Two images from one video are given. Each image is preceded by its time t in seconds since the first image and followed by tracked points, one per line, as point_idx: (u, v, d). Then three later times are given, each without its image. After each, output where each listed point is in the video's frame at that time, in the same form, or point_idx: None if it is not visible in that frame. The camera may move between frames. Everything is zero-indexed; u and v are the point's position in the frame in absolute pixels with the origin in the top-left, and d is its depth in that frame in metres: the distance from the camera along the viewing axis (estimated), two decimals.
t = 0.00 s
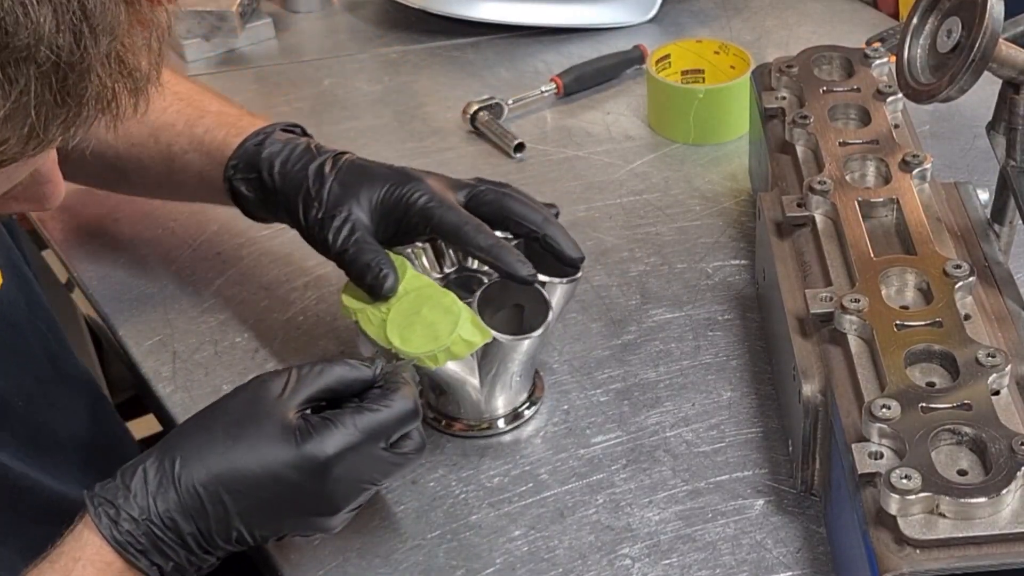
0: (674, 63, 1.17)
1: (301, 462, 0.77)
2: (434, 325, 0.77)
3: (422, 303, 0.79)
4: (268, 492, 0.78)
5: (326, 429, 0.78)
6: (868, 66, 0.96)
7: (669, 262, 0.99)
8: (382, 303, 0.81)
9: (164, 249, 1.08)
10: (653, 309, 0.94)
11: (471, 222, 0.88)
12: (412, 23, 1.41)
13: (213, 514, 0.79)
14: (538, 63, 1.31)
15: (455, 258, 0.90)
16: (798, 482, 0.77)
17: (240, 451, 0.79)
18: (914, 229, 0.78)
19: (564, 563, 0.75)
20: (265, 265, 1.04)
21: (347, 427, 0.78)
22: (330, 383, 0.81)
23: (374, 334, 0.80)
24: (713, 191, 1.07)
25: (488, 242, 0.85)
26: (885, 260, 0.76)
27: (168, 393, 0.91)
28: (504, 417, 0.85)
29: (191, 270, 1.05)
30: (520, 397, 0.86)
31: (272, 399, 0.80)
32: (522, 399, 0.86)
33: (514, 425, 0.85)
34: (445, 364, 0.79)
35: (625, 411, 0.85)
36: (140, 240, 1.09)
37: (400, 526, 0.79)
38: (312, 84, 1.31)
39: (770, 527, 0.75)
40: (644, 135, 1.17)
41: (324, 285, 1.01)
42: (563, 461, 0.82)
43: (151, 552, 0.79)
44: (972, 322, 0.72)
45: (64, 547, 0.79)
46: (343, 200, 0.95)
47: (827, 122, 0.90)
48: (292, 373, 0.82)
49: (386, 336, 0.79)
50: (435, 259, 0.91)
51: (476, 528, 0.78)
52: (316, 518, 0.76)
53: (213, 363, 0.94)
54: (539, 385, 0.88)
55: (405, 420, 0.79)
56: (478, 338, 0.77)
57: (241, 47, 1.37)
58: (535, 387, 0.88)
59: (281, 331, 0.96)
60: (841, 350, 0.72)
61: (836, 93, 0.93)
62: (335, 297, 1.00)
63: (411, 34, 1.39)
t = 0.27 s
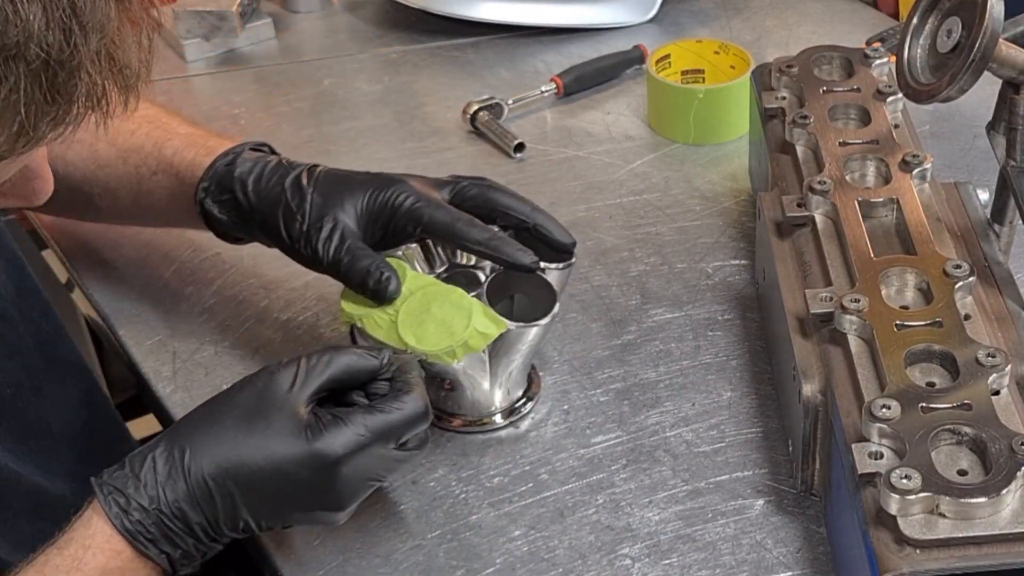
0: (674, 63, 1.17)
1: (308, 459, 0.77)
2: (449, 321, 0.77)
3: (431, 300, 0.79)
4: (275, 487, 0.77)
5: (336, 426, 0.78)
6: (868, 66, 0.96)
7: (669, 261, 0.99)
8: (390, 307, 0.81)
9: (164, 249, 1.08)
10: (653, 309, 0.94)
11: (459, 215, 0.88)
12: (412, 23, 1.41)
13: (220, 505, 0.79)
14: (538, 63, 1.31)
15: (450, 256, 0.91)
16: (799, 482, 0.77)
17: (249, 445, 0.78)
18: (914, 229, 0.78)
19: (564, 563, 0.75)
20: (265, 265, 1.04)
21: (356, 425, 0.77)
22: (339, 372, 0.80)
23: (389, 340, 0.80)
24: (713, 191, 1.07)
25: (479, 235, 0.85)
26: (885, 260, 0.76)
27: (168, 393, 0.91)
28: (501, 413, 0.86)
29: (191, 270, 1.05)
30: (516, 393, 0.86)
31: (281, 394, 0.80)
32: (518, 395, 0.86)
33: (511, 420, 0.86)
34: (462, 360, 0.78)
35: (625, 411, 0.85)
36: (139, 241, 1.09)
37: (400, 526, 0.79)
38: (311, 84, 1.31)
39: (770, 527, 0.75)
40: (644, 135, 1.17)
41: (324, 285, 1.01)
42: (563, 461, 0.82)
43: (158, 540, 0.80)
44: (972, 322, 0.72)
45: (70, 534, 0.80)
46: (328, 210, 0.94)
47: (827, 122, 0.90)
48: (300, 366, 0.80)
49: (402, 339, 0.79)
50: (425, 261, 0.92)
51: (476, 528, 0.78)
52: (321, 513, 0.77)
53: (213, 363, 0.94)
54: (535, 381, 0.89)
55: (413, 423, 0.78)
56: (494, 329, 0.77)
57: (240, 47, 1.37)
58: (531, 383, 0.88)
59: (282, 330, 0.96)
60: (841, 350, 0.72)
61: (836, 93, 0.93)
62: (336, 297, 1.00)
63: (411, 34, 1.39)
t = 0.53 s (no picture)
0: (674, 63, 1.17)
1: (365, 420, 0.75)
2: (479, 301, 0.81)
3: (449, 288, 0.81)
4: (331, 452, 0.76)
5: (392, 384, 0.76)
6: (868, 66, 0.96)
7: (670, 261, 0.99)
8: (407, 308, 0.81)
9: (164, 248, 1.08)
10: (653, 309, 0.94)
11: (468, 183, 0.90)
12: (412, 23, 1.41)
13: (270, 475, 0.76)
14: (538, 63, 1.31)
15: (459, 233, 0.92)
16: (799, 482, 0.77)
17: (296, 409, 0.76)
18: (914, 229, 0.78)
19: (565, 563, 0.75)
20: (265, 264, 1.04)
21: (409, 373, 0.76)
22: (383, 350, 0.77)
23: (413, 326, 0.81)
24: (713, 191, 1.07)
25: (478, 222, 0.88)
26: (885, 260, 0.76)
27: (168, 393, 0.91)
28: (489, 401, 0.87)
29: (191, 270, 1.05)
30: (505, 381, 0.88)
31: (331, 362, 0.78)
32: (505, 383, 0.88)
33: (498, 409, 0.87)
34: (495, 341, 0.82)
35: (625, 411, 0.85)
36: (140, 240, 1.09)
37: (400, 526, 0.79)
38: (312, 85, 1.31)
39: (770, 527, 0.75)
40: (644, 134, 1.17)
41: (324, 285, 1.01)
42: (564, 460, 0.82)
43: (199, 512, 0.76)
44: (972, 322, 0.72)
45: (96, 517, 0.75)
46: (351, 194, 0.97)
47: (827, 122, 0.90)
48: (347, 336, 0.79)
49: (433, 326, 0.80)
50: (447, 239, 0.97)
51: (476, 528, 0.78)
52: (375, 478, 0.76)
53: (214, 363, 0.94)
54: (523, 370, 0.90)
55: (462, 383, 0.77)
56: (519, 299, 0.81)
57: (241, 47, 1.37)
58: (519, 371, 0.89)
59: (281, 330, 0.96)
60: (841, 350, 0.72)
61: (836, 92, 0.93)
62: (335, 297, 1.00)
63: (411, 34, 1.39)
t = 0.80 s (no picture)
0: (674, 63, 1.17)
1: (405, 399, 0.77)
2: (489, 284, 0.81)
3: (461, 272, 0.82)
4: (369, 429, 0.78)
5: (428, 363, 0.78)
6: (868, 66, 0.96)
7: (670, 261, 0.99)
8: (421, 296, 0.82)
9: (164, 248, 1.08)
10: (653, 309, 0.94)
11: (476, 170, 0.93)
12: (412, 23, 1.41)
13: (307, 455, 0.77)
14: (538, 62, 1.31)
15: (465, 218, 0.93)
16: (798, 482, 0.77)
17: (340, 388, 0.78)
18: (914, 229, 0.78)
19: (565, 563, 0.75)
20: (265, 264, 1.04)
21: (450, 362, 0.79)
22: (402, 332, 0.79)
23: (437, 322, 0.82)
24: (713, 191, 1.07)
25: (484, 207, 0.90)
26: (885, 260, 0.76)
27: (168, 393, 0.91)
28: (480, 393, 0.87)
29: (191, 270, 1.05)
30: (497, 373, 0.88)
31: (364, 341, 0.80)
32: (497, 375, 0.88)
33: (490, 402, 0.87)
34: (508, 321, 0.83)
35: (625, 411, 0.85)
36: (140, 240, 1.09)
37: (400, 525, 0.79)
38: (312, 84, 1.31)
39: (770, 527, 0.75)
40: (644, 134, 1.17)
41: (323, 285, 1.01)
42: (564, 461, 0.82)
43: (234, 493, 0.76)
44: (972, 322, 0.72)
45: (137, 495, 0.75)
46: (367, 185, 0.97)
47: (827, 122, 0.90)
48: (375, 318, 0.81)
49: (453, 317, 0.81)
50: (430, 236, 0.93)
51: (476, 528, 0.78)
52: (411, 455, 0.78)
53: (213, 363, 0.94)
54: (516, 363, 0.90)
55: (491, 362, 0.79)
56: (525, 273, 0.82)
57: (241, 47, 1.37)
58: (512, 364, 0.90)
59: (281, 330, 0.96)
60: (841, 350, 0.72)
61: (836, 92, 0.93)
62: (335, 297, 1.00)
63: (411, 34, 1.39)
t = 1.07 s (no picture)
0: (674, 63, 1.17)
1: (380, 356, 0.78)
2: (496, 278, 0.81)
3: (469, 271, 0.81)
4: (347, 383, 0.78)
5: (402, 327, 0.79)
6: (868, 66, 0.96)
7: (670, 261, 0.99)
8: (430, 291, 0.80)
9: (164, 248, 1.08)
10: (653, 309, 0.94)
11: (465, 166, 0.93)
12: (412, 23, 1.41)
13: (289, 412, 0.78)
14: (538, 62, 1.31)
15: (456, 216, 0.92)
16: (799, 482, 0.77)
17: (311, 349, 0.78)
18: (914, 229, 0.78)
19: (565, 563, 0.75)
20: (264, 264, 1.04)
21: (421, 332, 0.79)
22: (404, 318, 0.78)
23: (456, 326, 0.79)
24: (713, 191, 1.07)
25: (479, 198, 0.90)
26: (885, 260, 0.76)
27: (169, 393, 0.92)
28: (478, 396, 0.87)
29: (191, 269, 1.05)
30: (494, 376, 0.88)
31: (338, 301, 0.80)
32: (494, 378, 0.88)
33: (488, 403, 0.87)
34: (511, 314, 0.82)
35: (625, 411, 0.85)
36: (140, 239, 1.09)
37: (400, 525, 0.79)
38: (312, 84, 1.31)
39: (770, 527, 0.75)
40: (644, 134, 1.17)
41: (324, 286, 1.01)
42: (564, 461, 0.82)
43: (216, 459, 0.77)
44: (972, 322, 0.72)
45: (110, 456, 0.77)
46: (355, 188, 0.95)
47: (827, 122, 0.90)
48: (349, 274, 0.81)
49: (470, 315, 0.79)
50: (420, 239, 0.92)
51: (476, 528, 0.78)
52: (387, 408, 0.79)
53: (214, 363, 0.94)
54: (513, 363, 0.90)
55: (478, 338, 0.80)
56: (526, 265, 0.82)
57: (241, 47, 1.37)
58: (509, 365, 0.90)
59: (281, 331, 0.96)
60: (841, 350, 0.72)
61: (835, 92, 0.93)
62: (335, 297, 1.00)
63: (410, 34, 1.39)
